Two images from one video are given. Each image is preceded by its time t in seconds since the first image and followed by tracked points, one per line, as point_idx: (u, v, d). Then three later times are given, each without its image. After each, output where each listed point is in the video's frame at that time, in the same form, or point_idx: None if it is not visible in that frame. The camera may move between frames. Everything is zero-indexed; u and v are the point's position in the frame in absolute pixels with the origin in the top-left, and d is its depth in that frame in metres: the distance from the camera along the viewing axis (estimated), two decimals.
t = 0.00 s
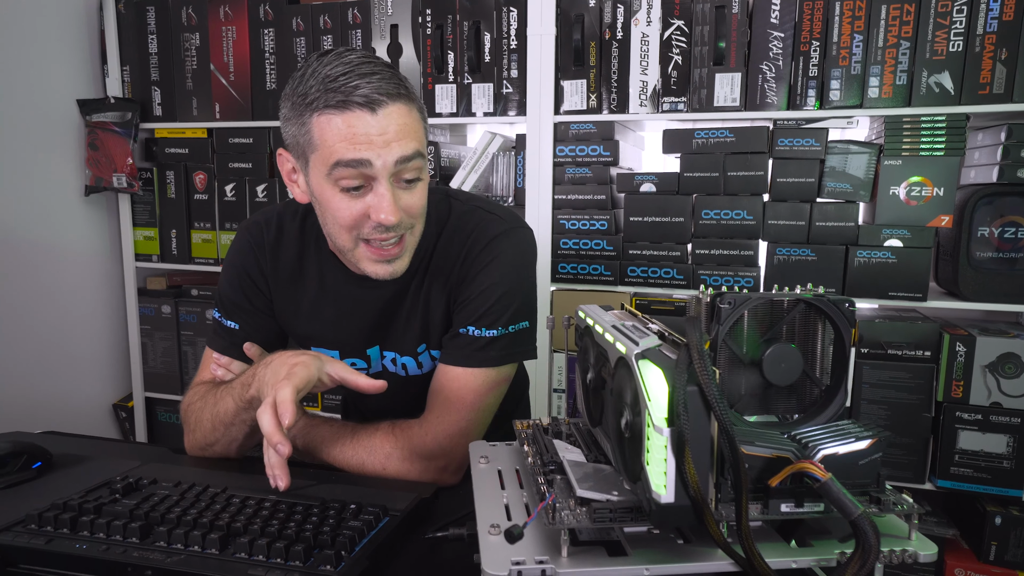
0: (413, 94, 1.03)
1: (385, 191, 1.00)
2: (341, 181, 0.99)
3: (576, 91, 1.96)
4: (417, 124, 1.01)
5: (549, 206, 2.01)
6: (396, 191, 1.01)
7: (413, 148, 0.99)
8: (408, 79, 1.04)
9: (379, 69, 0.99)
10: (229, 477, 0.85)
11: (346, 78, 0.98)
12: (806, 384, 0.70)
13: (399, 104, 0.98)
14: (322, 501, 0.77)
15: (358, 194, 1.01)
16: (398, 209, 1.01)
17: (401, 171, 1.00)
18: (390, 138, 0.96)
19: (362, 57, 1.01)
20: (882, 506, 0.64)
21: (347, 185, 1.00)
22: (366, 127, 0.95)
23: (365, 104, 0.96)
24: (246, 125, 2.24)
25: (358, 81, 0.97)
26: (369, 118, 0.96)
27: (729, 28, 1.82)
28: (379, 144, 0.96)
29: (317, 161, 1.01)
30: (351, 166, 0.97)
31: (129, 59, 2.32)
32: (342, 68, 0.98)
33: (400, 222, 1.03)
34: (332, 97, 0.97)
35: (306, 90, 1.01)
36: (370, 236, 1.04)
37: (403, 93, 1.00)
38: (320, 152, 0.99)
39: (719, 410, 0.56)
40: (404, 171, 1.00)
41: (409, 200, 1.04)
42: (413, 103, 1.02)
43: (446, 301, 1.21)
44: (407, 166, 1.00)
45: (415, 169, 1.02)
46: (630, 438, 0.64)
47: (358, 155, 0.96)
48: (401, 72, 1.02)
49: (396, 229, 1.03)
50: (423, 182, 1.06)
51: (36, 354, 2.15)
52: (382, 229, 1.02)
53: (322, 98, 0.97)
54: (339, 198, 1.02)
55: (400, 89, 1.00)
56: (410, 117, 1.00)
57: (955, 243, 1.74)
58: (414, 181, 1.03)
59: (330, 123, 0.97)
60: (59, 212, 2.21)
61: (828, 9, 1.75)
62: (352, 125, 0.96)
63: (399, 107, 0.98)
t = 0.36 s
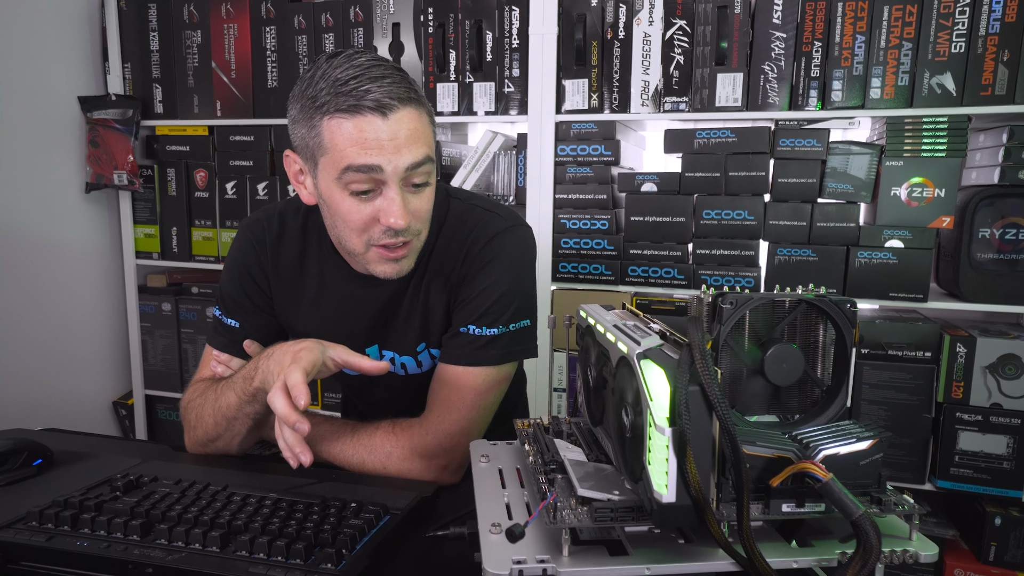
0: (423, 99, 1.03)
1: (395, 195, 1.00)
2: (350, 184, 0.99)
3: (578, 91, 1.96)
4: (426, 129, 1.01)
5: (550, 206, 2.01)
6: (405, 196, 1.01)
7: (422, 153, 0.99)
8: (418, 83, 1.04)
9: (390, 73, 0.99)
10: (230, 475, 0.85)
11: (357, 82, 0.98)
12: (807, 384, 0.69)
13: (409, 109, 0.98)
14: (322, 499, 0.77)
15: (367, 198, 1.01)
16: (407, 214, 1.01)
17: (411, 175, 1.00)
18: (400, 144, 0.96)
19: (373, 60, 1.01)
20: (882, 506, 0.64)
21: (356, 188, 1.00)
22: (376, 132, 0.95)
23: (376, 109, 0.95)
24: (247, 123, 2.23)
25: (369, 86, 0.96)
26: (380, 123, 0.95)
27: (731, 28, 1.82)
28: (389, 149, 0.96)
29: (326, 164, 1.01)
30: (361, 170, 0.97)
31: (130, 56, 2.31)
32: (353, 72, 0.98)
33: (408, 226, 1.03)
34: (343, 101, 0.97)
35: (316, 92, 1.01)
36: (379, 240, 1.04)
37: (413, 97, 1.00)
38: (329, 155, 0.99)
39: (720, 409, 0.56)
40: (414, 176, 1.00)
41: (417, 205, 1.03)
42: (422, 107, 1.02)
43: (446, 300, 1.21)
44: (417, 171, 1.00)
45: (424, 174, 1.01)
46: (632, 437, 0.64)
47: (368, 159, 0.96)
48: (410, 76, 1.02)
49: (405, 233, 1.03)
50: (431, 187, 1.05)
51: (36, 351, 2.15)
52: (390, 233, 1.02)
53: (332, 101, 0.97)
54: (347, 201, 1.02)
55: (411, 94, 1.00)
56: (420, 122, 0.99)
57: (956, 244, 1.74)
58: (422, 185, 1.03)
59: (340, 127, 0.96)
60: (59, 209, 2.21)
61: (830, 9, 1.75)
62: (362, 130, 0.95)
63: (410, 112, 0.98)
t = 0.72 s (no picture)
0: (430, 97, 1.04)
1: (399, 190, 0.99)
2: (354, 177, 0.99)
3: (578, 90, 1.96)
4: (432, 125, 1.02)
5: (551, 205, 2.01)
6: (410, 191, 1.01)
7: (427, 149, 0.99)
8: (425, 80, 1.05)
9: (397, 69, 1.00)
10: (230, 475, 0.85)
11: (364, 76, 0.98)
12: (808, 385, 0.69)
13: (416, 104, 0.99)
14: (322, 499, 0.77)
15: (371, 192, 1.01)
16: (410, 209, 1.01)
17: (415, 171, 1.00)
18: (405, 138, 0.97)
19: (381, 56, 1.02)
20: (884, 506, 0.64)
21: (360, 181, 1.00)
22: (383, 125, 0.96)
23: (383, 103, 0.96)
24: (247, 121, 2.23)
25: (377, 81, 0.97)
26: (386, 117, 0.96)
27: (731, 27, 1.82)
28: (395, 143, 0.96)
29: (331, 157, 1.01)
30: (366, 164, 0.97)
31: (130, 55, 2.31)
32: (361, 66, 0.99)
33: (411, 221, 1.02)
34: (350, 94, 0.97)
35: (323, 86, 1.02)
36: (381, 235, 1.03)
37: (420, 93, 1.01)
38: (335, 148, 0.99)
39: (721, 410, 0.56)
40: (418, 171, 1.00)
41: (420, 201, 1.03)
42: (429, 105, 1.02)
43: (448, 300, 1.21)
44: (421, 166, 1.00)
45: (428, 170, 1.01)
46: (632, 437, 0.64)
47: (373, 152, 0.96)
48: (419, 74, 1.03)
49: (407, 228, 1.03)
50: (435, 185, 1.05)
51: (35, 350, 2.15)
52: (393, 228, 1.02)
53: (340, 94, 0.98)
54: (350, 195, 1.02)
55: (417, 90, 1.00)
56: (426, 118, 1.00)
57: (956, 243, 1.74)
58: (427, 181, 1.03)
59: (347, 120, 0.97)
60: (59, 207, 2.21)
61: (831, 8, 1.75)
62: (369, 123, 0.96)
63: (416, 107, 0.98)
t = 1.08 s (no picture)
0: (411, 82, 1.05)
1: (367, 165, 1.00)
2: (325, 153, 1.01)
3: (576, 90, 1.95)
4: (407, 105, 1.02)
5: (549, 204, 2.01)
6: (379, 167, 1.01)
7: (398, 126, 1.00)
8: (407, 65, 1.06)
9: (375, 52, 1.02)
10: (228, 476, 0.85)
11: (338, 56, 1.01)
12: (807, 384, 0.69)
13: (388, 83, 1.00)
14: (320, 500, 0.76)
15: (342, 169, 1.02)
16: (379, 186, 1.01)
17: (385, 148, 1.01)
18: (374, 113, 0.98)
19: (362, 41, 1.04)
20: (883, 506, 0.64)
21: (332, 157, 1.02)
22: (351, 99, 0.98)
23: (353, 79, 0.98)
24: (245, 122, 2.23)
25: (349, 60, 0.99)
26: (355, 93, 0.98)
27: (729, 26, 1.82)
28: (362, 117, 0.98)
29: (307, 136, 1.03)
30: (334, 137, 0.99)
31: (127, 55, 2.31)
32: (336, 48, 1.02)
33: (380, 200, 1.02)
34: (323, 72, 1.00)
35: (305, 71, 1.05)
36: (352, 215, 1.03)
37: (396, 75, 1.02)
38: (309, 126, 1.02)
39: (720, 410, 0.56)
40: (388, 148, 1.01)
41: (393, 181, 1.03)
42: (407, 87, 1.03)
43: (446, 299, 1.21)
44: (392, 144, 1.01)
45: (400, 148, 1.02)
46: (632, 438, 0.64)
47: (340, 126, 0.98)
48: (400, 59, 1.04)
49: (377, 208, 1.02)
50: (412, 168, 1.05)
51: (34, 351, 2.15)
52: (362, 206, 1.02)
53: (315, 74, 1.01)
54: (323, 173, 1.03)
55: (393, 71, 1.02)
56: (399, 97, 1.01)
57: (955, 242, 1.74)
58: (399, 161, 1.03)
59: (319, 97, 1.00)
60: (57, 208, 2.21)
61: (829, 8, 1.74)
62: (338, 98, 0.98)
63: (388, 86, 1.00)
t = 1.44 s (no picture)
0: (418, 86, 1.05)
1: (374, 169, 1.00)
2: (332, 156, 1.01)
3: (576, 90, 1.95)
4: (413, 110, 1.02)
5: (549, 205, 2.01)
6: (386, 172, 1.01)
7: (405, 131, 1.00)
8: (413, 70, 1.06)
9: (383, 57, 1.02)
10: (228, 477, 0.85)
11: (345, 61, 1.00)
12: (807, 384, 0.69)
13: (396, 88, 1.00)
14: (321, 501, 0.76)
15: (349, 173, 1.02)
16: (386, 191, 1.01)
17: (393, 152, 1.01)
18: (382, 118, 0.98)
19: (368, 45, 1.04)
20: (884, 507, 0.64)
21: (338, 161, 1.02)
22: (359, 104, 0.97)
23: (361, 84, 0.98)
24: (245, 123, 2.23)
25: (357, 64, 0.99)
26: (364, 97, 0.97)
27: (729, 26, 1.82)
28: (370, 122, 0.98)
29: (313, 139, 1.03)
30: (341, 141, 0.99)
31: (127, 57, 2.31)
32: (343, 52, 1.01)
33: (387, 204, 1.02)
34: (330, 76, 0.99)
35: (311, 75, 1.04)
36: (358, 218, 1.03)
37: (403, 79, 1.02)
38: (316, 130, 1.02)
39: (721, 412, 0.56)
40: (395, 152, 1.01)
41: (399, 185, 1.03)
42: (414, 92, 1.03)
43: (447, 300, 1.22)
44: (399, 149, 1.01)
45: (407, 152, 1.02)
46: (632, 439, 0.64)
47: (349, 130, 0.98)
48: (407, 64, 1.04)
49: (384, 212, 1.02)
50: (418, 172, 1.05)
51: (34, 352, 2.15)
52: (369, 210, 1.02)
53: (322, 77, 1.01)
54: (330, 176, 1.03)
55: (401, 76, 1.01)
56: (406, 102, 1.01)
57: (956, 242, 1.74)
58: (407, 165, 1.03)
59: (326, 101, 0.99)
60: (57, 209, 2.21)
61: (829, 8, 1.74)
62: (345, 102, 0.98)
63: (396, 91, 0.99)
